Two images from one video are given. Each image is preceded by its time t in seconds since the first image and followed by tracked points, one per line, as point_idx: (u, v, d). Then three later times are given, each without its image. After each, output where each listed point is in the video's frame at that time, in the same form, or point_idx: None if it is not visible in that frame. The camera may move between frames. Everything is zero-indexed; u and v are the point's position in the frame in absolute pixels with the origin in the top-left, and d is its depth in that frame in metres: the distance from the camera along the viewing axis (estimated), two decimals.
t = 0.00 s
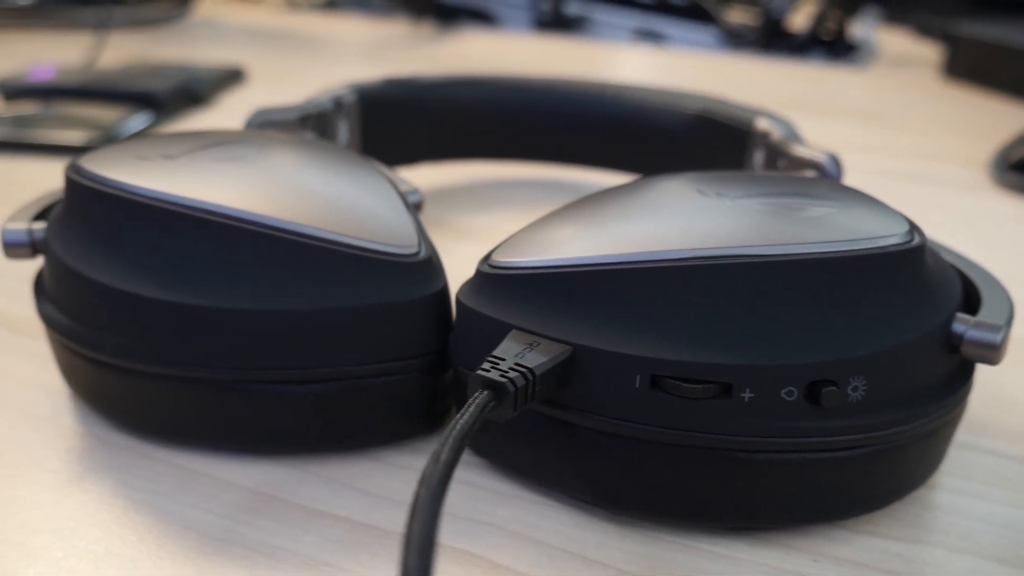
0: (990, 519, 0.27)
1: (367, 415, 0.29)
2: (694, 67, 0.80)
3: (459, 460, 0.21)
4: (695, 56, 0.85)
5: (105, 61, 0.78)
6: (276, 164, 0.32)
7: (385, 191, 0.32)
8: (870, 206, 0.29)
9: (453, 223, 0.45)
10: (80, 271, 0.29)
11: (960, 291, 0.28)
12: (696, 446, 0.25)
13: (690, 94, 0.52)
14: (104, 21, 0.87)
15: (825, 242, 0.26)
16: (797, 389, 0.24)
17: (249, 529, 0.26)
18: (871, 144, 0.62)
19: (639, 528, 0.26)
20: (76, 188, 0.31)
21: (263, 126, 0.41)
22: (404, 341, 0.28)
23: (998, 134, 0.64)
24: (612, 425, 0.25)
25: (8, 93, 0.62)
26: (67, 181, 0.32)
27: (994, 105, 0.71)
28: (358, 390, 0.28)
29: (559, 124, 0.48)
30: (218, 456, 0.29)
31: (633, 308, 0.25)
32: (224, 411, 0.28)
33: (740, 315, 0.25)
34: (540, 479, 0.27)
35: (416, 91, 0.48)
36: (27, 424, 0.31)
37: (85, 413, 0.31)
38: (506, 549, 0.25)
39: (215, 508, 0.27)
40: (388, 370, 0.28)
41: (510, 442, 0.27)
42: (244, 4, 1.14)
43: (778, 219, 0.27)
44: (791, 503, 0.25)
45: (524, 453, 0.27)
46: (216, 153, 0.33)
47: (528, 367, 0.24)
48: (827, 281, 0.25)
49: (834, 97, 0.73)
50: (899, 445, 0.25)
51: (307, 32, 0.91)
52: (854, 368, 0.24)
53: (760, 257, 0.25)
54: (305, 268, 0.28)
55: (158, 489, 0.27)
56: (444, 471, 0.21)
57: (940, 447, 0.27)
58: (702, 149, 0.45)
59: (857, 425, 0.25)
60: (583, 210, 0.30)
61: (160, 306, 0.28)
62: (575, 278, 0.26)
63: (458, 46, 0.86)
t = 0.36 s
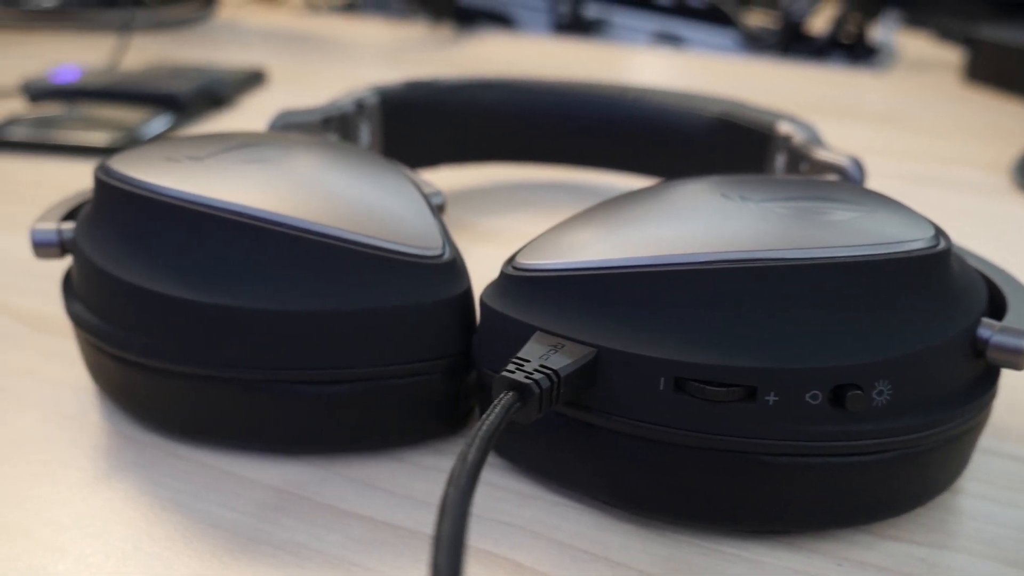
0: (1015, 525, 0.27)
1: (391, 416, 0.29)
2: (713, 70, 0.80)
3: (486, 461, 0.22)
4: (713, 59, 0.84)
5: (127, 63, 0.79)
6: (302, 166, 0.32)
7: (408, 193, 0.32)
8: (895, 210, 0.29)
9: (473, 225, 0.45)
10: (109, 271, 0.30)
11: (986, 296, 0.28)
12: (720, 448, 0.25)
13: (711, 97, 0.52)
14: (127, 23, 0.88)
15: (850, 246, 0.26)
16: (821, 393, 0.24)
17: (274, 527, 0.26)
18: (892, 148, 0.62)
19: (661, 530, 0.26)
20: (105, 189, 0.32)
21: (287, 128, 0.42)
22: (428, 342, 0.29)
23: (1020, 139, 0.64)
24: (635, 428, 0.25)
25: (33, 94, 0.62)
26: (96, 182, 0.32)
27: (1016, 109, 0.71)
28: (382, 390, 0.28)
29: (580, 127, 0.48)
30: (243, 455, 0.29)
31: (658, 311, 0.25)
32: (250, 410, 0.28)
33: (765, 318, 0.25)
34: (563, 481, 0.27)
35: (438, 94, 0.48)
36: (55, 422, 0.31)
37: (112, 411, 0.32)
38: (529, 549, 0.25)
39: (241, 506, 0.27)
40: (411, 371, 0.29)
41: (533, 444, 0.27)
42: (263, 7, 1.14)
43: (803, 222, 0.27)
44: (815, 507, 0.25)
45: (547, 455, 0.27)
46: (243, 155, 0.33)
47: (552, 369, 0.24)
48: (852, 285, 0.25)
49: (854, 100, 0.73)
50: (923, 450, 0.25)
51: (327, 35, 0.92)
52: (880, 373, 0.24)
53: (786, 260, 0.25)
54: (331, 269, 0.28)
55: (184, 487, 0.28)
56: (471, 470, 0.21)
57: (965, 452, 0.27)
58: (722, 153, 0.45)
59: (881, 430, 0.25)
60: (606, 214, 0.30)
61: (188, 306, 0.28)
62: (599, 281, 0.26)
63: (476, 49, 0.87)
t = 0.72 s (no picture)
0: None
1: (407, 415, 0.29)
2: (724, 72, 0.80)
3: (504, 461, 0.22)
4: (725, 61, 0.84)
5: (141, 63, 0.80)
6: (318, 166, 0.32)
7: (424, 194, 0.33)
8: (911, 212, 0.29)
9: (486, 225, 0.45)
10: (127, 270, 0.30)
11: (1003, 298, 0.28)
12: (737, 449, 0.25)
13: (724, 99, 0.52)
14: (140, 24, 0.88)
15: (867, 248, 0.26)
16: (839, 395, 0.24)
17: (291, 526, 0.26)
18: (905, 149, 0.61)
19: (677, 531, 0.26)
20: (123, 188, 0.32)
21: (302, 128, 0.42)
22: (444, 342, 0.29)
23: None
24: (652, 428, 0.25)
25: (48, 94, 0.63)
26: (115, 182, 0.33)
27: None
28: (398, 390, 0.29)
29: (593, 128, 0.48)
30: (259, 454, 0.30)
31: (675, 312, 0.25)
32: (267, 409, 0.28)
33: (782, 320, 0.25)
34: (578, 481, 0.27)
35: (452, 95, 0.48)
36: (72, 420, 0.31)
37: (128, 410, 0.32)
38: (545, 549, 0.25)
39: (258, 505, 0.27)
40: (427, 371, 0.29)
41: (549, 444, 0.27)
42: (276, 7, 1.15)
43: (820, 224, 0.27)
44: (831, 508, 0.25)
45: (563, 455, 0.27)
46: (260, 155, 0.33)
47: (569, 369, 0.24)
48: (870, 287, 0.25)
49: (866, 102, 0.72)
50: (940, 452, 0.25)
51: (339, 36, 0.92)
52: (897, 375, 0.24)
53: (803, 262, 0.25)
54: (348, 269, 0.28)
55: (201, 486, 0.28)
56: (491, 470, 0.21)
57: (981, 455, 0.27)
58: (735, 154, 0.45)
59: (898, 432, 0.24)
60: (622, 215, 0.30)
61: (206, 306, 0.28)
62: (615, 282, 0.26)
63: (488, 50, 0.87)
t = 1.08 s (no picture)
0: None
1: (417, 416, 0.29)
2: (731, 72, 0.80)
3: (520, 462, 0.22)
4: (732, 61, 0.84)
5: (148, 62, 0.80)
6: (328, 165, 0.32)
7: (435, 193, 0.33)
8: (926, 214, 0.28)
9: (495, 224, 0.45)
10: (138, 269, 0.30)
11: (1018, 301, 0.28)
12: (751, 451, 0.25)
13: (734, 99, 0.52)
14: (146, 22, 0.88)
15: (883, 250, 0.26)
16: (854, 397, 0.24)
17: (301, 526, 0.26)
18: (914, 150, 0.61)
19: (689, 533, 0.26)
20: (134, 187, 0.32)
21: (312, 128, 0.42)
22: (455, 342, 0.29)
23: None
24: (665, 430, 0.25)
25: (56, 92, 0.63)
26: (125, 180, 0.33)
27: None
28: (409, 390, 0.29)
29: (603, 127, 0.48)
30: (270, 454, 0.29)
31: (688, 313, 0.25)
32: (278, 409, 0.28)
33: (796, 321, 0.25)
34: (590, 482, 0.27)
35: (461, 95, 0.48)
36: (82, 419, 0.31)
37: (138, 409, 0.32)
38: (557, 550, 0.25)
39: (269, 505, 0.27)
40: (439, 371, 0.29)
41: (561, 446, 0.27)
42: (282, 6, 1.15)
43: (835, 225, 0.27)
44: (845, 511, 0.25)
45: (575, 457, 0.27)
46: (272, 155, 0.33)
47: (583, 370, 0.24)
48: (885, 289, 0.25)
49: (874, 102, 0.72)
50: (955, 454, 0.25)
51: (345, 34, 0.92)
52: (913, 377, 0.24)
53: (818, 263, 0.25)
54: (360, 269, 0.28)
55: (211, 485, 0.28)
56: (507, 472, 0.21)
57: (995, 458, 0.27)
58: (745, 155, 0.45)
59: (914, 434, 0.24)
60: (634, 215, 0.30)
61: (217, 305, 0.28)
62: (629, 283, 0.26)
63: (494, 49, 0.87)
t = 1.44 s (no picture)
0: None
1: (421, 417, 0.29)
2: (734, 73, 0.80)
3: (524, 465, 0.22)
4: (735, 61, 0.84)
5: (151, 62, 0.80)
6: (332, 166, 0.32)
7: (439, 194, 0.32)
8: (932, 216, 0.28)
9: (498, 225, 0.45)
10: (141, 270, 0.30)
11: None
12: (755, 454, 0.24)
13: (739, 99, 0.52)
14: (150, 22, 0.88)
15: (889, 252, 0.26)
16: (860, 400, 0.24)
17: (304, 528, 0.26)
18: (919, 151, 0.61)
19: (693, 535, 0.26)
20: (137, 188, 0.32)
21: (316, 129, 0.42)
22: (459, 344, 0.29)
23: None
24: (669, 432, 0.25)
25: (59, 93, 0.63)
26: (129, 181, 0.33)
27: None
28: (412, 392, 0.28)
29: (607, 128, 0.48)
30: (273, 455, 0.29)
31: (693, 315, 0.25)
32: (282, 411, 0.28)
33: (801, 323, 0.24)
34: (594, 485, 0.27)
35: (465, 95, 0.48)
36: (85, 420, 0.31)
37: (141, 409, 0.32)
38: (560, 553, 0.25)
39: (272, 507, 0.27)
40: (442, 373, 0.29)
41: (565, 448, 0.27)
42: (286, 7, 1.15)
43: (841, 227, 0.27)
44: (850, 514, 0.25)
45: (579, 459, 0.27)
46: (276, 155, 0.33)
47: (587, 372, 0.24)
48: (891, 291, 0.25)
49: (878, 103, 0.72)
50: (961, 457, 0.25)
51: (349, 35, 0.92)
52: (918, 380, 0.24)
53: (825, 265, 0.25)
54: (364, 270, 0.28)
55: (215, 486, 0.28)
56: (511, 475, 0.21)
57: (1001, 461, 0.27)
58: (750, 156, 0.45)
59: (919, 437, 0.24)
60: (639, 216, 0.30)
61: (221, 306, 0.28)
62: (633, 284, 0.26)
63: (498, 50, 0.87)
